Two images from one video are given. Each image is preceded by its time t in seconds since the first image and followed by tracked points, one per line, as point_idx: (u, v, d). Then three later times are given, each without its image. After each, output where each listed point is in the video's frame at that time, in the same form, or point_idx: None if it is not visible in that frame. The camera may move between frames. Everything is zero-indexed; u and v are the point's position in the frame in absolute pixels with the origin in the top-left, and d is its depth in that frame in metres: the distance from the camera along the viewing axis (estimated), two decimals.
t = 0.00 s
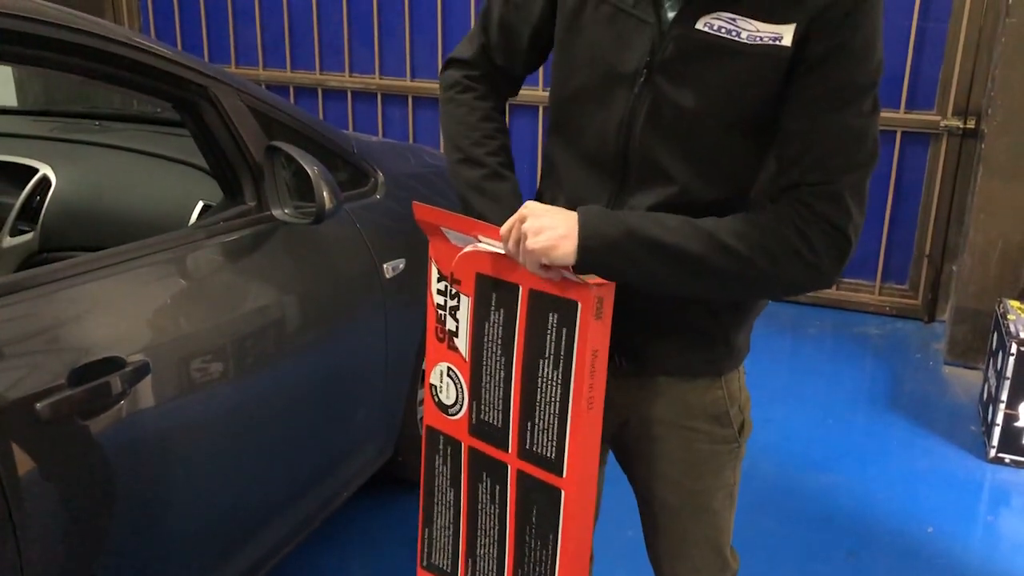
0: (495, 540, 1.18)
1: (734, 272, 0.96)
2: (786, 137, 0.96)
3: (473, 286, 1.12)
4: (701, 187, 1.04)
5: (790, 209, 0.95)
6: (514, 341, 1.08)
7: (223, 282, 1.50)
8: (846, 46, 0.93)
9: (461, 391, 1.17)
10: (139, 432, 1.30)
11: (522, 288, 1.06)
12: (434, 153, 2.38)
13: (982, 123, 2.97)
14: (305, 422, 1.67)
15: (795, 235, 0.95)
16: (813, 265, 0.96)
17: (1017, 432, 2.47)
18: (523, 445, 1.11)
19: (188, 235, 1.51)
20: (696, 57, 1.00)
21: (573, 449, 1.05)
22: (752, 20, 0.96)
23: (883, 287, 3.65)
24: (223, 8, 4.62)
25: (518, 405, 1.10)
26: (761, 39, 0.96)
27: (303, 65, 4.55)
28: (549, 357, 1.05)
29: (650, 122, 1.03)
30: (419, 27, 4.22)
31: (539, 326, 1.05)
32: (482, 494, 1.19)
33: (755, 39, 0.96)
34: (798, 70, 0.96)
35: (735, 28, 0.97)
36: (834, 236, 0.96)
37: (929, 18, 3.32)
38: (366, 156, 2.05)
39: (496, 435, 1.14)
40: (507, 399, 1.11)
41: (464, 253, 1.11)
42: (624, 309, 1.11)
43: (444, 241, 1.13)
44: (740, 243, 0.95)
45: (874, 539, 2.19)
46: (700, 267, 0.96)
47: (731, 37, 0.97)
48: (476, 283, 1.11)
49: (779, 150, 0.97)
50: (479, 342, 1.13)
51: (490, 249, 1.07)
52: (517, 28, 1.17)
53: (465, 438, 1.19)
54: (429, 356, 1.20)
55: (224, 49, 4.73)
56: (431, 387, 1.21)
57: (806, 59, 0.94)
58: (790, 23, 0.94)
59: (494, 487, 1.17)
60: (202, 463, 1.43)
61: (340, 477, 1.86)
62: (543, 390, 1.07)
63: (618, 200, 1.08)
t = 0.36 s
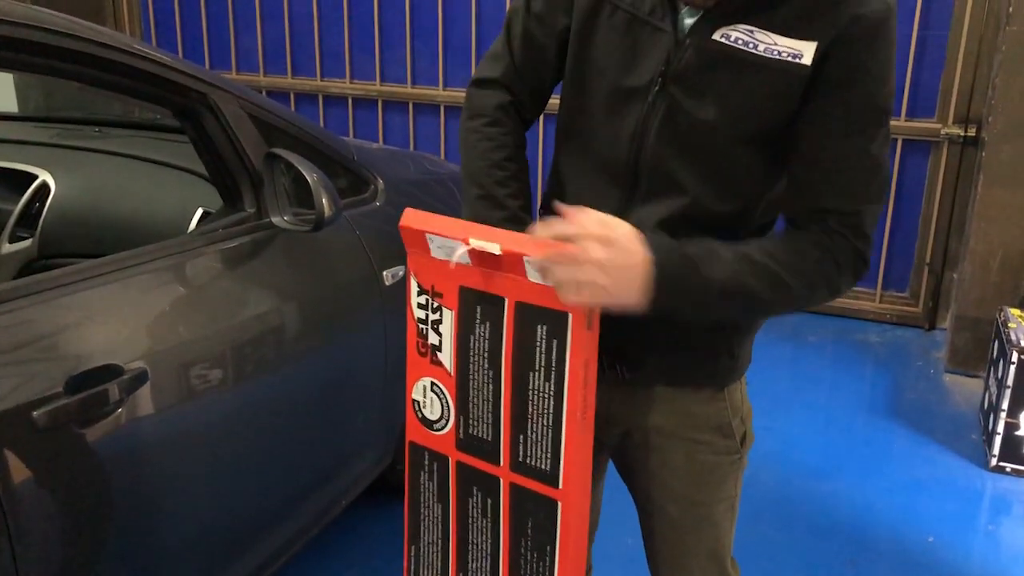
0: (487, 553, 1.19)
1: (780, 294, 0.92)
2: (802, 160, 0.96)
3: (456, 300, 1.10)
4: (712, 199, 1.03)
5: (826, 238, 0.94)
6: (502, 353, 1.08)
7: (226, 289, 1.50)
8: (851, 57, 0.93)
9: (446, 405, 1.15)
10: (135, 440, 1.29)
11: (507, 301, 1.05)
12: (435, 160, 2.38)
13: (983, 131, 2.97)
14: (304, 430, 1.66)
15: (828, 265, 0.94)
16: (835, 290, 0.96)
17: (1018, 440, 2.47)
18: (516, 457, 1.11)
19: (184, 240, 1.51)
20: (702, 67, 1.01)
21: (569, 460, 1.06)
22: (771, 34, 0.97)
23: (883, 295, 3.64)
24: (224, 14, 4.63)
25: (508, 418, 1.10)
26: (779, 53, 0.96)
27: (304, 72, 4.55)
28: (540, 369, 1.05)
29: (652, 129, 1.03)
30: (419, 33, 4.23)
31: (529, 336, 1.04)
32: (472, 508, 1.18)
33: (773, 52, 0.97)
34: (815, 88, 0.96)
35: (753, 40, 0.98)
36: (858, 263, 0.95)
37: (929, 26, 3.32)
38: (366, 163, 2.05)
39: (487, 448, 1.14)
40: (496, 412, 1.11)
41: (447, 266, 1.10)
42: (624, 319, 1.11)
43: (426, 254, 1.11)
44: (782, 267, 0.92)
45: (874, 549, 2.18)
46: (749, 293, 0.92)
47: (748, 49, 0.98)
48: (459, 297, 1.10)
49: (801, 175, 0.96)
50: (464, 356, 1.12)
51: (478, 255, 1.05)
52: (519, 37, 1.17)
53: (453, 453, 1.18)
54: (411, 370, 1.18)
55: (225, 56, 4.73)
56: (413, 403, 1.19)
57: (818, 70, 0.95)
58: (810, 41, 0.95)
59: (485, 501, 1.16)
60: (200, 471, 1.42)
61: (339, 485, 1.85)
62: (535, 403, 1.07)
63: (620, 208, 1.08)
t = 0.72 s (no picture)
0: (484, 549, 1.19)
1: (764, 353, 1.01)
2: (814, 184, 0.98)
3: (445, 296, 1.09)
4: (710, 206, 1.03)
5: (818, 284, 1.00)
6: (491, 349, 1.07)
7: (225, 290, 1.50)
8: (853, 64, 0.94)
9: (440, 400, 1.15)
10: (133, 442, 1.29)
11: (493, 297, 1.04)
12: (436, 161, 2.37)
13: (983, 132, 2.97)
14: (304, 431, 1.66)
15: (828, 306, 1.00)
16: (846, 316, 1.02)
17: (1018, 441, 2.46)
18: (507, 452, 1.10)
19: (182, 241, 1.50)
20: (703, 70, 1.00)
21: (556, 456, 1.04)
22: (781, 49, 0.96)
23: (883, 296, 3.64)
24: (223, 16, 4.63)
25: (500, 413, 1.09)
26: (787, 72, 0.96)
27: (303, 73, 4.55)
28: (527, 365, 1.04)
29: (650, 131, 1.04)
30: (419, 34, 4.22)
31: (516, 331, 1.03)
32: (468, 502, 1.18)
33: (781, 69, 0.96)
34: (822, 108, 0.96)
35: (762, 55, 0.97)
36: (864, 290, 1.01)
37: (929, 27, 3.32)
38: (365, 164, 2.05)
39: (480, 443, 1.13)
40: (488, 408, 1.10)
41: (435, 262, 1.08)
42: (621, 320, 1.11)
43: (416, 249, 1.10)
44: (762, 329, 1.00)
45: (874, 550, 2.18)
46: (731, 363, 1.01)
47: (756, 63, 0.98)
48: (448, 292, 1.09)
49: (816, 199, 0.98)
50: (455, 352, 1.11)
51: (467, 248, 1.04)
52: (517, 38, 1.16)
53: (449, 447, 1.18)
54: (404, 366, 1.17)
55: (224, 57, 4.73)
56: (408, 397, 1.19)
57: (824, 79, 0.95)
58: (821, 64, 0.94)
59: (480, 494, 1.16)
60: (199, 473, 1.42)
61: (338, 487, 1.84)
62: (524, 399, 1.06)
63: (615, 210, 1.07)
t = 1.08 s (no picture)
0: (474, 549, 1.18)
1: (746, 335, 0.95)
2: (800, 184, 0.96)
3: (435, 297, 1.09)
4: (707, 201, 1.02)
5: (808, 273, 0.96)
6: (476, 353, 1.06)
7: (223, 287, 1.49)
8: (844, 56, 0.92)
9: (433, 399, 1.16)
10: (131, 439, 1.28)
11: (475, 300, 1.03)
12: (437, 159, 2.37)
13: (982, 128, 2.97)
14: (303, 429, 1.66)
15: (815, 299, 0.96)
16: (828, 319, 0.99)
17: (1017, 438, 2.46)
18: (490, 457, 1.09)
19: (179, 240, 1.50)
20: (697, 55, 1.00)
21: (532, 465, 1.04)
22: (775, 38, 0.96)
23: (882, 293, 3.64)
24: (221, 12, 4.62)
25: (483, 418, 1.08)
26: (780, 60, 0.95)
27: (301, 70, 4.54)
28: (505, 373, 1.03)
29: (644, 113, 1.04)
30: (417, 30, 4.22)
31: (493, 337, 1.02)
32: (460, 502, 1.18)
33: (775, 57, 0.95)
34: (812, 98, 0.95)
35: (757, 42, 0.97)
36: (850, 291, 0.97)
37: (928, 23, 3.31)
38: (364, 161, 2.04)
39: (467, 445, 1.13)
40: (473, 411, 1.10)
41: (424, 262, 1.08)
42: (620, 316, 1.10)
43: (407, 252, 1.10)
44: (755, 305, 0.95)
45: (873, 548, 2.17)
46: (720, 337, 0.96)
47: (750, 50, 0.97)
48: (437, 294, 1.09)
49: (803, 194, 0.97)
50: (445, 353, 1.11)
51: (445, 256, 1.03)
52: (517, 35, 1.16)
53: (442, 447, 1.18)
54: (403, 365, 1.18)
55: (222, 54, 4.72)
56: (407, 395, 1.20)
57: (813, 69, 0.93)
58: (813, 53, 0.93)
59: (469, 496, 1.16)
60: (198, 472, 1.41)
61: (336, 484, 1.84)
62: (502, 404, 1.05)
63: (609, 202, 1.07)
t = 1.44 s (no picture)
0: (473, 553, 1.18)
1: (686, 246, 0.95)
2: (773, 141, 0.96)
3: (435, 301, 1.09)
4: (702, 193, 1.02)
5: (766, 208, 0.95)
6: (477, 358, 1.06)
7: (221, 288, 1.49)
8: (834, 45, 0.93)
9: (433, 405, 1.16)
10: (128, 441, 1.28)
11: (476, 306, 1.03)
12: (434, 159, 2.37)
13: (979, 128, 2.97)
14: (300, 430, 1.65)
15: (756, 241, 0.94)
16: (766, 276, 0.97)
17: (1015, 438, 2.46)
18: (492, 462, 1.09)
19: (177, 240, 1.49)
20: (691, 40, 1.00)
21: (537, 470, 1.03)
22: (766, 20, 0.96)
23: (879, 292, 3.64)
24: (218, 12, 4.61)
25: (486, 423, 1.08)
26: (770, 39, 0.95)
27: (299, 70, 4.53)
28: (509, 377, 1.02)
29: (638, 100, 1.03)
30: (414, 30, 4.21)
31: (498, 343, 1.02)
32: (459, 508, 1.18)
33: (765, 38, 0.95)
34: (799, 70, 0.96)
35: (748, 24, 0.97)
36: (794, 253, 0.96)
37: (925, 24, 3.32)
38: (361, 162, 2.04)
39: (468, 451, 1.13)
40: (474, 416, 1.10)
41: (424, 267, 1.08)
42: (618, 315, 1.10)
43: (407, 255, 1.10)
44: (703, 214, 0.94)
45: (871, 547, 2.18)
46: (677, 236, 0.95)
47: (741, 31, 0.97)
48: (438, 299, 1.08)
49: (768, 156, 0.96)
50: (444, 359, 1.11)
51: (450, 259, 1.04)
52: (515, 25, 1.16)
53: (440, 452, 1.18)
54: (401, 370, 1.18)
55: (219, 54, 4.71)
56: (404, 400, 1.20)
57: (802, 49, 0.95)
58: (801, 27, 0.94)
59: (470, 502, 1.16)
60: (195, 473, 1.41)
61: (334, 485, 1.84)
62: (507, 411, 1.04)
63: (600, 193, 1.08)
